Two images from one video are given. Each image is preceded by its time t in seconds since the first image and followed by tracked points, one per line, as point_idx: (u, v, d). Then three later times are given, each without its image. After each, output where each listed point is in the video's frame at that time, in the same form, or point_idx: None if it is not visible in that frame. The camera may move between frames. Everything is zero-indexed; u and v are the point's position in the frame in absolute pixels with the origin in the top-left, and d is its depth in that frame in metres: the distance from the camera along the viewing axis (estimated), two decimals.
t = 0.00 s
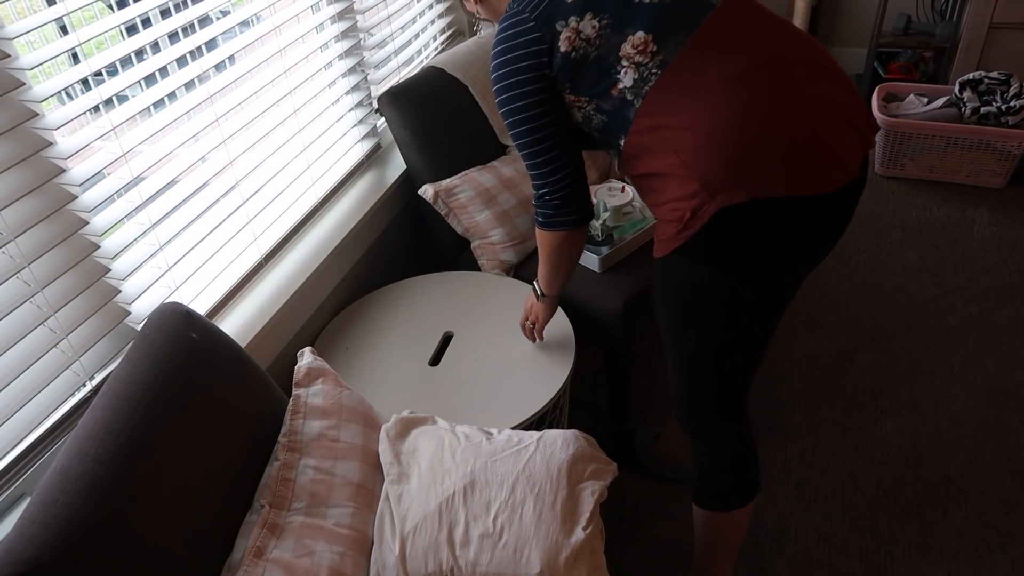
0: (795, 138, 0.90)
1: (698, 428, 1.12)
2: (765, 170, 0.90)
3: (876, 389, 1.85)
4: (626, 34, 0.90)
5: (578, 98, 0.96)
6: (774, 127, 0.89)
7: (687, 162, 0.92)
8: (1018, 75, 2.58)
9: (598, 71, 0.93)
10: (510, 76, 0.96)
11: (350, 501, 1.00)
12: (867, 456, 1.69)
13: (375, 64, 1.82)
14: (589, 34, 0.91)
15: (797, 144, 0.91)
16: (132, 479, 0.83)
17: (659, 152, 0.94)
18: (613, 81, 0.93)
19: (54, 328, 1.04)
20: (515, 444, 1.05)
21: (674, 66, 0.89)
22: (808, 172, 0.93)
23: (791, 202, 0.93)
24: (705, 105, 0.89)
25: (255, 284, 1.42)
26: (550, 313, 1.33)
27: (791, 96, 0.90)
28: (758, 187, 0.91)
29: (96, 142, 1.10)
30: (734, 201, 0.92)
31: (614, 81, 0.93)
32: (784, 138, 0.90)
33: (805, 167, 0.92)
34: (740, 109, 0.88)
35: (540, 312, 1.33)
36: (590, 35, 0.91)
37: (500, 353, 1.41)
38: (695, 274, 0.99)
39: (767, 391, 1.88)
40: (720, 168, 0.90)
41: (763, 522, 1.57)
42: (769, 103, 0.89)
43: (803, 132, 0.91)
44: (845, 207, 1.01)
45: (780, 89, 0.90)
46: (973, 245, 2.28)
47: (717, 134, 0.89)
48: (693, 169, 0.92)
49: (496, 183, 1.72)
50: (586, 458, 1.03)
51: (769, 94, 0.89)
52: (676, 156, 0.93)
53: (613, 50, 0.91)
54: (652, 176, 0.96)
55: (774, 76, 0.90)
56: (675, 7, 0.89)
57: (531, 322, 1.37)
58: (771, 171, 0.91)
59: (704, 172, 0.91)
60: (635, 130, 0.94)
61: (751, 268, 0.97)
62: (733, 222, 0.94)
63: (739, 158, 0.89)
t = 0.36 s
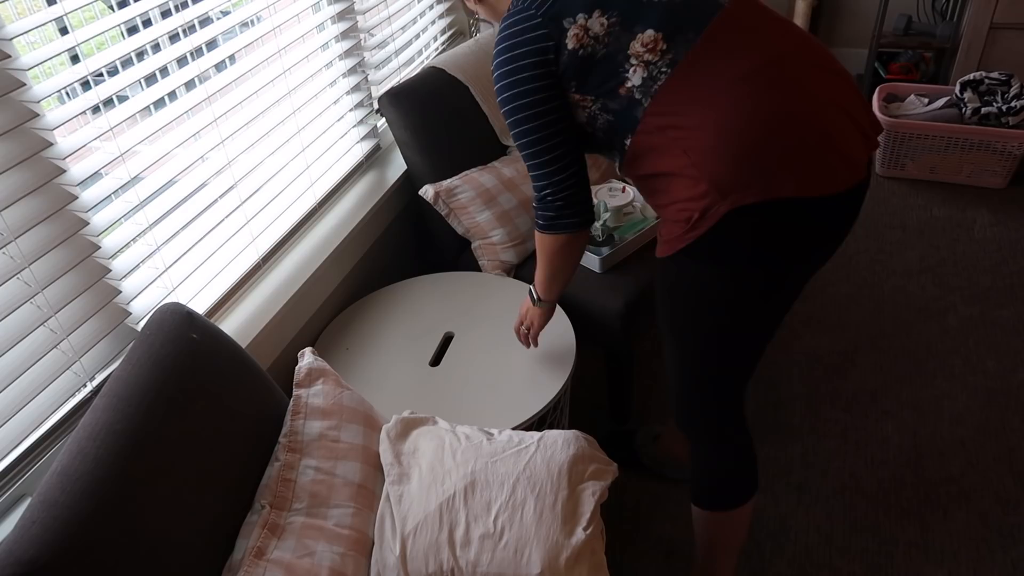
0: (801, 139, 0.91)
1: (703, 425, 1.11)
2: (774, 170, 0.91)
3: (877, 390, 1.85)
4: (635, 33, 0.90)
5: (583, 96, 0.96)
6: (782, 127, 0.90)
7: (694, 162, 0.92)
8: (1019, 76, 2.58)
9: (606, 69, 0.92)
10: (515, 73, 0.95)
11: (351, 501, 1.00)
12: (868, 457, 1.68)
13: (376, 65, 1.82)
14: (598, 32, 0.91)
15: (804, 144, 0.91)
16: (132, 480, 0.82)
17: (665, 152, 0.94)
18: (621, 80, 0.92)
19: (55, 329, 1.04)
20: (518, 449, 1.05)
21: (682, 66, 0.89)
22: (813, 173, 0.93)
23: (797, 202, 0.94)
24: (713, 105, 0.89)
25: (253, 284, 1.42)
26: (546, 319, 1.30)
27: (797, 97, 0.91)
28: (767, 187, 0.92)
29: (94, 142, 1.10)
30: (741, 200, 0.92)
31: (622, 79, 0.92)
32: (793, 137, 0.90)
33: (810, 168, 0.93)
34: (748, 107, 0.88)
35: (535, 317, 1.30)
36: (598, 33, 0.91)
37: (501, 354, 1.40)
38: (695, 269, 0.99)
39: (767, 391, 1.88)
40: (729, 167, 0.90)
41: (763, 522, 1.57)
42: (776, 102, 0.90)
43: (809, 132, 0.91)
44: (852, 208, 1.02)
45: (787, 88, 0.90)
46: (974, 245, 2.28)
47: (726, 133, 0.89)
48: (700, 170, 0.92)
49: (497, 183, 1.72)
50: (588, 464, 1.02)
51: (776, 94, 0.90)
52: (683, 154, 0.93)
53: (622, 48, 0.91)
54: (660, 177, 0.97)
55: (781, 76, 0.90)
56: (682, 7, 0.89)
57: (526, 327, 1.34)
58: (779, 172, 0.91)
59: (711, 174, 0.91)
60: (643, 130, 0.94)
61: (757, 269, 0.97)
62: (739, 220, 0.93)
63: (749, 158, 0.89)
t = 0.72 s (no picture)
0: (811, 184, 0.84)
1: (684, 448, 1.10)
2: (777, 216, 0.83)
3: (878, 391, 1.85)
4: (636, 102, 0.97)
5: (593, 169, 1.02)
6: (787, 170, 0.83)
7: (673, 209, 0.87)
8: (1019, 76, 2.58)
9: (609, 140, 0.99)
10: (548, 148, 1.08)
11: (351, 502, 1.00)
12: (868, 458, 1.68)
13: (376, 65, 1.82)
14: (606, 107, 1.00)
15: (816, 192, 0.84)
16: (133, 480, 0.82)
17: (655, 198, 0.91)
18: (621, 147, 0.97)
19: (55, 329, 1.04)
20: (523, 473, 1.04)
21: (671, 121, 0.92)
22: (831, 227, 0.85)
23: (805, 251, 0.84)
24: (697, 151, 0.87)
25: (258, 284, 1.42)
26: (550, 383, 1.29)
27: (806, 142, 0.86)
28: (770, 232, 0.82)
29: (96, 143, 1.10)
30: (736, 239, 0.83)
31: (621, 145, 0.97)
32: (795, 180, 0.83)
33: (824, 218, 0.84)
34: (744, 151, 0.85)
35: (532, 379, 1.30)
36: (605, 109, 1.00)
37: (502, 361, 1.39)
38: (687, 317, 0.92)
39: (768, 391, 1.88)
40: (714, 209, 0.84)
41: (763, 523, 1.57)
42: (778, 147, 0.85)
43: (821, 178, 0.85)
44: (903, 260, 0.92)
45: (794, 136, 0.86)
46: (974, 246, 2.28)
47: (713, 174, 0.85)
48: (681, 216, 0.86)
49: (498, 184, 1.72)
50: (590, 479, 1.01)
51: (778, 138, 0.86)
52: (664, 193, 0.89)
53: (623, 118, 0.98)
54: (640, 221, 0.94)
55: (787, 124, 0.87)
56: (685, 81, 0.95)
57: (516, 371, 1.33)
58: (784, 220, 0.83)
59: (693, 220, 0.85)
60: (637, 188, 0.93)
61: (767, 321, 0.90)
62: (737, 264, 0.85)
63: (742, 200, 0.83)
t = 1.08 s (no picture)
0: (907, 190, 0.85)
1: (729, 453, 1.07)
2: (887, 229, 0.85)
3: (878, 391, 1.85)
4: (715, 88, 0.77)
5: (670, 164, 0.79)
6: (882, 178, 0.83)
7: (804, 228, 0.83)
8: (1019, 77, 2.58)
9: (693, 135, 0.78)
10: (583, 127, 0.74)
11: (352, 502, 1.00)
12: (869, 459, 1.68)
13: (377, 66, 1.82)
14: (673, 90, 0.75)
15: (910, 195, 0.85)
16: (134, 481, 0.82)
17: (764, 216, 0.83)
18: (710, 144, 0.79)
19: (56, 330, 1.04)
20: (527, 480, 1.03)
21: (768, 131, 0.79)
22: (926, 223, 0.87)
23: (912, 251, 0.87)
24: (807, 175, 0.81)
25: (257, 285, 1.42)
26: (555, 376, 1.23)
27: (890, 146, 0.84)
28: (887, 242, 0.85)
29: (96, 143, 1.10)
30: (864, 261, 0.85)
31: (711, 143, 0.78)
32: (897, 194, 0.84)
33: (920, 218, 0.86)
34: (851, 166, 0.81)
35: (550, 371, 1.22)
36: (674, 92, 0.76)
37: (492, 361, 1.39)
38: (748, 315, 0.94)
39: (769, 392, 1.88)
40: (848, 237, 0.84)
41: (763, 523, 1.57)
42: (876, 155, 0.83)
43: (909, 182, 0.85)
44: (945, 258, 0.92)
45: (880, 138, 0.83)
46: (975, 246, 2.28)
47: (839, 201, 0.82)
48: (815, 236, 0.84)
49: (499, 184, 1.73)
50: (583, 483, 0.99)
51: (875, 149, 0.83)
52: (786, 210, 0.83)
53: (705, 107, 0.77)
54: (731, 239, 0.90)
55: (874, 126, 0.83)
56: (755, 57, 0.78)
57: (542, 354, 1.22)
58: (892, 232, 0.85)
59: (829, 240, 0.84)
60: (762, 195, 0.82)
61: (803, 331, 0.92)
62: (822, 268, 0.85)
63: (863, 218, 0.83)
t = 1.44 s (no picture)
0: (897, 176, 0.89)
1: (735, 441, 1.12)
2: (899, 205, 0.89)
3: (880, 391, 1.85)
4: (720, 106, 0.76)
5: (678, 194, 0.76)
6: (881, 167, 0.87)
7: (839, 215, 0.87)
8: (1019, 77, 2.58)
9: (707, 154, 0.76)
10: (586, 180, 0.72)
11: (363, 506, 1.00)
12: (870, 459, 1.68)
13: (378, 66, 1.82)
14: (678, 118, 0.74)
15: (910, 169, 0.90)
16: (137, 482, 0.82)
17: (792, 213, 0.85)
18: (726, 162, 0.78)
19: (57, 330, 1.03)
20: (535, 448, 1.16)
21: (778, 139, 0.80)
22: (928, 191, 0.92)
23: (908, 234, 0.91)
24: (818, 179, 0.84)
25: (257, 285, 1.42)
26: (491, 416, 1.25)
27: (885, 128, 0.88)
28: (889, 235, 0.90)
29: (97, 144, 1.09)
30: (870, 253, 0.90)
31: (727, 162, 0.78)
32: (896, 174, 0.88)
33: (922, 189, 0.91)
34: (859, 152, 0.86)
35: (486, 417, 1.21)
36: (678, 120, 0.74)
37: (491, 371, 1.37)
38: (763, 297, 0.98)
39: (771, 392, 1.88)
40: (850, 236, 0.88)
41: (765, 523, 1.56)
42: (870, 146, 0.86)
43: (906, 158, 0.90)
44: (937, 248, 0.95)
45: (875, 122, 0.87)
46: (975, 247, 2.28)
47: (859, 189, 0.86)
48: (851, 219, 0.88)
49: (500, 184, 1.72)
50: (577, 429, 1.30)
51: (876, 136, 0.87)
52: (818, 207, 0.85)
53: (713, 127, 0.76)
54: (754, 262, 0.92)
55: (869, 114, 0.87)
56: (742, 66, 0.79)
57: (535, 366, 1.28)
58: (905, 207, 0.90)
59: (861, 223, 0.88)
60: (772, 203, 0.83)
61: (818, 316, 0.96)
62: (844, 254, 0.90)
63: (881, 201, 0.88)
